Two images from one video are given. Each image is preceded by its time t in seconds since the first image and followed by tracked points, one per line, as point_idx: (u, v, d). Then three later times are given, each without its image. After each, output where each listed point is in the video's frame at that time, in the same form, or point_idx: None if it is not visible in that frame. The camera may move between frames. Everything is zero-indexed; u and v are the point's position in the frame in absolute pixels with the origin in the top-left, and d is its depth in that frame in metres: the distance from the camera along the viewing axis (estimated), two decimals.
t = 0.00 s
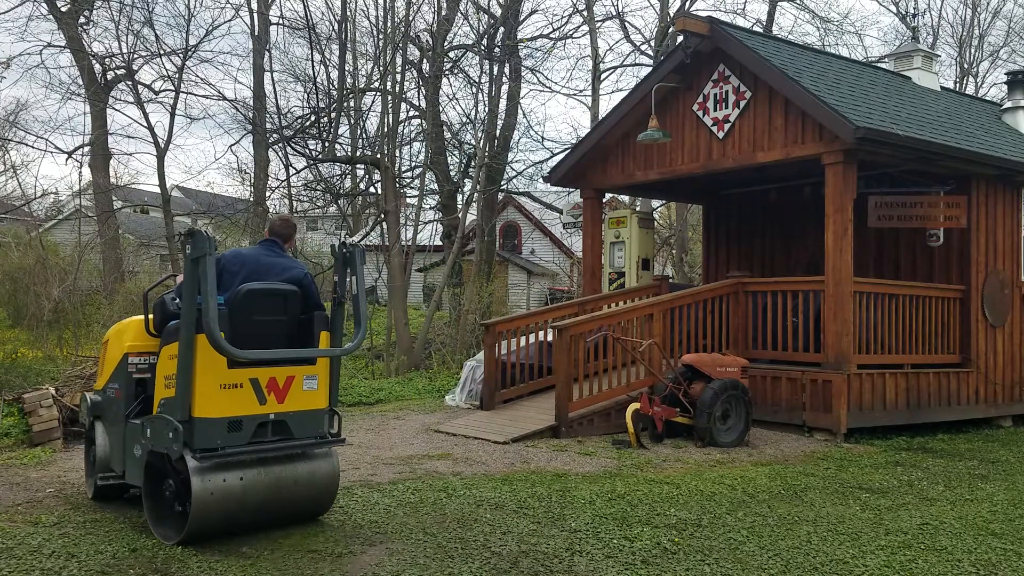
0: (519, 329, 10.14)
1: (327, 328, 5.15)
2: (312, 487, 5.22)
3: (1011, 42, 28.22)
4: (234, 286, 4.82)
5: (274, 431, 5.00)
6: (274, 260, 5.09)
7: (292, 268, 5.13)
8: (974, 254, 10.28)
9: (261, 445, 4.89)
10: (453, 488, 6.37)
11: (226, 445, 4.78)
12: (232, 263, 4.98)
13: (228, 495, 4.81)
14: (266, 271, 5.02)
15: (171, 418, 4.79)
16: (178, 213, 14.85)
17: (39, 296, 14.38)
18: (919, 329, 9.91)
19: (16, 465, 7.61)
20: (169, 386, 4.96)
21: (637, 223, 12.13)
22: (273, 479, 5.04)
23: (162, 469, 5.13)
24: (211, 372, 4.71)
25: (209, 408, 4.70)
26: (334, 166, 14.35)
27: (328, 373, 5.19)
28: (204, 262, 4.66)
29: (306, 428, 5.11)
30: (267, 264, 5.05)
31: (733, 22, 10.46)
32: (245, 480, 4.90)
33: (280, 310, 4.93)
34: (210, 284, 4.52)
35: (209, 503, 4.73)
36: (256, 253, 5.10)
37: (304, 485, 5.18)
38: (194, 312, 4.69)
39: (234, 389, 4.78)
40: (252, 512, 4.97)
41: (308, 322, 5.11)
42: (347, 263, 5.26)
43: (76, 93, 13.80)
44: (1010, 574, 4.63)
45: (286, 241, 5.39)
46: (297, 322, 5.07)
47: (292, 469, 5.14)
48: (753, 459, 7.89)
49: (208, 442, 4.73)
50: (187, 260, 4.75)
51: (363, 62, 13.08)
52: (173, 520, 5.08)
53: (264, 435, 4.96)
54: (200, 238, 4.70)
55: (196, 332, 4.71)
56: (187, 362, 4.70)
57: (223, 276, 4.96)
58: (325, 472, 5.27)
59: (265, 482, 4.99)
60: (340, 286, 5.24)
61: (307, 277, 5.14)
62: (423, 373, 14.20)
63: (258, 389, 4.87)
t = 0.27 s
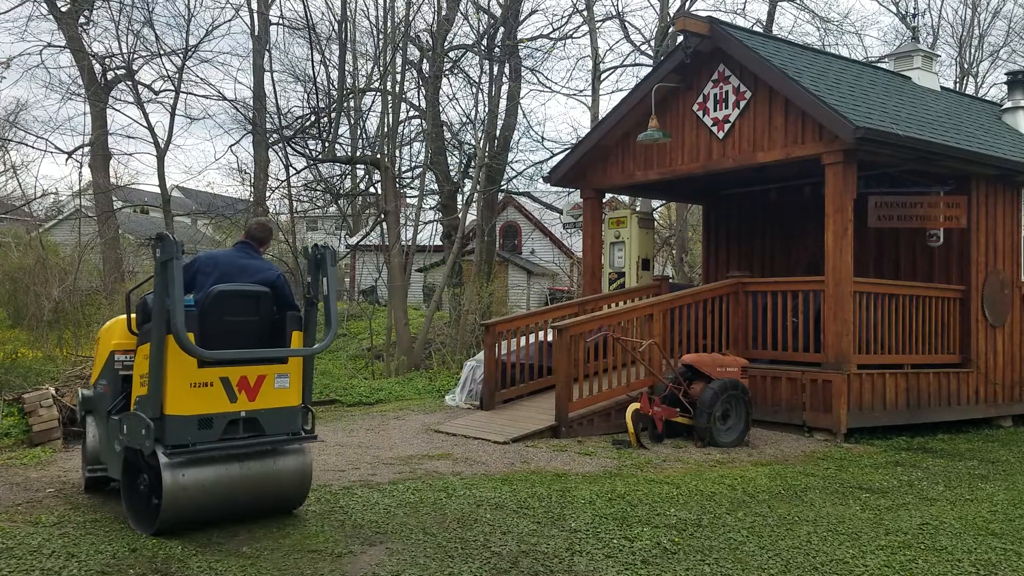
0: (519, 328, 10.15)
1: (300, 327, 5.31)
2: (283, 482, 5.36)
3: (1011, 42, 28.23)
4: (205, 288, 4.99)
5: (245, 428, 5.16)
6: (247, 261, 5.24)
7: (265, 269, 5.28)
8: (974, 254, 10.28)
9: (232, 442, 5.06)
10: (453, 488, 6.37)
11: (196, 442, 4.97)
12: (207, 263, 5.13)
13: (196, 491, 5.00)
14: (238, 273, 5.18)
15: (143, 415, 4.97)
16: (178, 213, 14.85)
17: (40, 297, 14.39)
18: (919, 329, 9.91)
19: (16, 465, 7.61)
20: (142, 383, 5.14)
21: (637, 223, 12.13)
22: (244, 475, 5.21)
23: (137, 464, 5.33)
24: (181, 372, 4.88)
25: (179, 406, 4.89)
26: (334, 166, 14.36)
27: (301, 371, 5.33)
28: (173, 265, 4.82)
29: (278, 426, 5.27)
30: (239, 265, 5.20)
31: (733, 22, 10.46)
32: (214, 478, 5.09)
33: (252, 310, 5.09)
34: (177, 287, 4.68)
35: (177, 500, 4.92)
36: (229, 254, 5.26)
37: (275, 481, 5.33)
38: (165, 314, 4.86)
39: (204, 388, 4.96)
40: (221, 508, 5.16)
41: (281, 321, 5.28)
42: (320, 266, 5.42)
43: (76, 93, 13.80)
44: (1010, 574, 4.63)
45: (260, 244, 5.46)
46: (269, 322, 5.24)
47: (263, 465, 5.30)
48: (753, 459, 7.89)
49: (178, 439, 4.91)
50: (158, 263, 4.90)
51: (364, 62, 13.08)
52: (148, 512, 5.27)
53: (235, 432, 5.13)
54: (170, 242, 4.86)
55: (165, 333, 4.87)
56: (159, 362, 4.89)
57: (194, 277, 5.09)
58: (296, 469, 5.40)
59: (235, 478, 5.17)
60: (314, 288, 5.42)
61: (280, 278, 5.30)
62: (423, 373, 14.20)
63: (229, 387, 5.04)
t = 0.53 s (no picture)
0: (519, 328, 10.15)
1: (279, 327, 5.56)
2: (261, 477, 5.51)
3: (1011, 42, 28.23)
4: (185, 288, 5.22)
5: (223, 424, 5.37)
6: (227, 262, 5.49)
7: (246, 270, 5.55)
8: (974, 254, 10.27)
9: (210, 437, 5.27)
10: (453, 488, 6.37)
11: (174, 437, 5.17)
12: (188, 266, 5.38)
13: (175, 485, 5.17)
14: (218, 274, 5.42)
15: (124, 411, 5.18)
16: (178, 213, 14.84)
17: (40, 296, 14.39)
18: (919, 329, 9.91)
19: (16, 465, 7.61)
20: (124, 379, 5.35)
21: (637, 223, 12.13)
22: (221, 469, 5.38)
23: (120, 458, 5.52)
24: (160, 369, 5.09)
25: (158, 402, 5.10)
26: (333, 166, 14.36)
27: (280, 370, 5.53)
28: (150, 267, 5.04)
29: (257, 422, 5.46)
30: (219, 266, 5.45)
31: (733, 22, 10.47)
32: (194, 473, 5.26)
33: (231, 310, 5.32)
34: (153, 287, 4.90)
35: (156, 493, 5.09)
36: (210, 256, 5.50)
37: (252, 476, 5.48)
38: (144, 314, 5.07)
39: (182, 385, 5.16)
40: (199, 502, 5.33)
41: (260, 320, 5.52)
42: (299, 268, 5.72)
43: (76, 93, 13.81)
44: (1010, 574, 4.63)
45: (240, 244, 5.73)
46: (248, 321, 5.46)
47: (240, 461, 5.46)
48: (753, 459, 7.89)
49: (157, 434, 5.12)
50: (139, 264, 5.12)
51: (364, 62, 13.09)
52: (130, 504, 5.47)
53: (213, 427, 5.33)
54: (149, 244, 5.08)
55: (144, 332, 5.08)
56: (137, 360, 5.10)
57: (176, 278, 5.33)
58: (276, 466, 5.55)
59: (212, 473, 5.34)
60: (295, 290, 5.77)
61: (262, 278, 5.54)
62: (423, 373, 14.20)
63: (207, 385, 5.24)
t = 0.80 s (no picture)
0: (519, 329, 10.14)
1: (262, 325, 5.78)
2: (242, 469, 5.69)
3: (1011, 42, 28.23)
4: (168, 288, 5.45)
5: (206, 419, 5.59)
6: (209, 262, 5.74)
7: (227, 269, 5.81)
8: (974, 254, 10.27)
9: (191, 431, 5.50)
10: (454, 488, 6.37)
11: (156, 430, 5.40)
12: (171, 266, 5.64)
13: (157, 478, 5.39)
14: (201, 273, 5.67)
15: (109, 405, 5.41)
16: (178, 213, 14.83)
17: (40, 296, 14.40)
18: (919, 329, 9.91)
19: (16, 465, 7.61)
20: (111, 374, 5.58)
21: (637, 223, 12.13)
22: (203, 462, 5.57)
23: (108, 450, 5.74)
24: (144, 366, 5.32)
25: (141, 397, 5.33)
26: (333, 166, 14.37)
27: (262, 366, 5.73)
28: (132, 265, 5.28)
29: (239, 418, 5.67)
30: (202, 266, 5.69)
31: (733, 22, 10.47)
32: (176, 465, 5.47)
33: (214, 308, 5.57)
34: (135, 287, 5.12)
35: (138, 484, 5.31)
36: (193, 256, 5.74)
37: (234, 469, 5.66)
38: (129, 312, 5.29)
39: (165, 380, 5.39)
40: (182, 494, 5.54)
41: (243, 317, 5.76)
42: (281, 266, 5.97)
43: (76, 93, 13.80)
44: (1010, 574, 4.63)
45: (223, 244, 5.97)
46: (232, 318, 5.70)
47: (222, 454, 5.65)
48: (753, 459, 7.89)
49: (140, 427, 5.34)
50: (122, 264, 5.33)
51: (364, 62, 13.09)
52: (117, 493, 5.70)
53: (196, 422, 5.55)
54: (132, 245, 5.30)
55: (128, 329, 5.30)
56: (122, 356, 5.35)
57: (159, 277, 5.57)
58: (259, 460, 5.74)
59: (194, 464, 5.54)
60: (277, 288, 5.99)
61: (241, 276, 5.84)
62: (423, 373, 14.20)
63: (189, 380, 5.47)
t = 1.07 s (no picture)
0: (519, 329, 10.14)
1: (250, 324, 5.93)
2: (229, 466, 5.85)
3: (1011, 42, 28.22)
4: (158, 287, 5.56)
5: (194, 415, 5.73)
6: (199, 263, 5.86)
7: (216, 270, 5.92)
8: (974, 254, 10.27)
9: (179, 427, 5.64)
10: (454, 488, 6.37)
11: (145, 425, 5.54)
12: (162, 266, 5.78)
13: (146, 472, 5.54)
14: (191, 274, 5.79)
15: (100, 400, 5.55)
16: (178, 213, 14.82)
17: (40, 296, 14.41)
18: (919, 329, 9.91)
19: (17, 466, 7.61)
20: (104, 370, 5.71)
21: (637, 223, 12.13)
22: (192, 458, 5.72)
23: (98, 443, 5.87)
24: (132, 363, 5.46)
25: (130, 393, 5.47)
26: (333, 166, 14.37)
27: (250, 365, 5.87)
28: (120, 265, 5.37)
29: (227, 414, 5.81)
30: (192, 267, 5.81)
31: (733, 22, 10.47)
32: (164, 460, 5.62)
33: (204, 307, 5.66)
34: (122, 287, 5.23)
35: (127, 477, 5.46)
36: (183, 258, 5.86)
37: (221, 465, 5.82)
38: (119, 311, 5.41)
39: (153, 376, 5.53)
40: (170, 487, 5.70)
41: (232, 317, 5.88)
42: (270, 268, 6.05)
43: (77, 93, 13.80)
44: (1010, 574, 4.63)
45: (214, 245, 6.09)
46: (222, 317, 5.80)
47: (210, 450, 5.80)
48: (753, 459, 7.90)
49: (129, 422, 5.49)
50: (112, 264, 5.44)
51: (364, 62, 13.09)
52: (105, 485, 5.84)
53: (184, 418, 5.69)
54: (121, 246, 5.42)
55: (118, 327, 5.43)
56: (111, 354, 5.48)
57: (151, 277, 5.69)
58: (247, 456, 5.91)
59: (182, 459, 5.69)
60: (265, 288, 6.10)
61: (231, 276, 5.94)
62: (423, 373, 14.20)
63: (178, 377, 5.61)
